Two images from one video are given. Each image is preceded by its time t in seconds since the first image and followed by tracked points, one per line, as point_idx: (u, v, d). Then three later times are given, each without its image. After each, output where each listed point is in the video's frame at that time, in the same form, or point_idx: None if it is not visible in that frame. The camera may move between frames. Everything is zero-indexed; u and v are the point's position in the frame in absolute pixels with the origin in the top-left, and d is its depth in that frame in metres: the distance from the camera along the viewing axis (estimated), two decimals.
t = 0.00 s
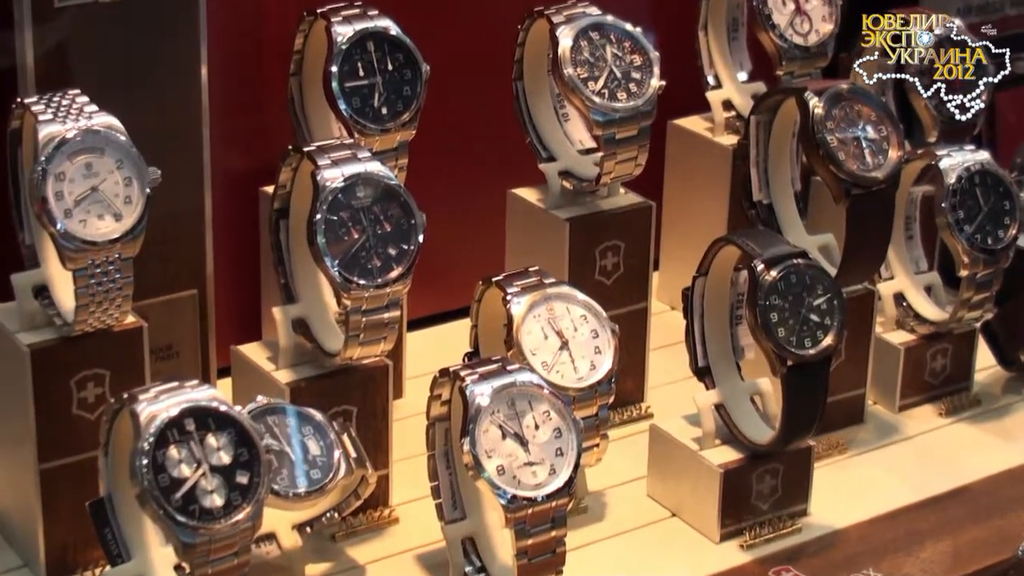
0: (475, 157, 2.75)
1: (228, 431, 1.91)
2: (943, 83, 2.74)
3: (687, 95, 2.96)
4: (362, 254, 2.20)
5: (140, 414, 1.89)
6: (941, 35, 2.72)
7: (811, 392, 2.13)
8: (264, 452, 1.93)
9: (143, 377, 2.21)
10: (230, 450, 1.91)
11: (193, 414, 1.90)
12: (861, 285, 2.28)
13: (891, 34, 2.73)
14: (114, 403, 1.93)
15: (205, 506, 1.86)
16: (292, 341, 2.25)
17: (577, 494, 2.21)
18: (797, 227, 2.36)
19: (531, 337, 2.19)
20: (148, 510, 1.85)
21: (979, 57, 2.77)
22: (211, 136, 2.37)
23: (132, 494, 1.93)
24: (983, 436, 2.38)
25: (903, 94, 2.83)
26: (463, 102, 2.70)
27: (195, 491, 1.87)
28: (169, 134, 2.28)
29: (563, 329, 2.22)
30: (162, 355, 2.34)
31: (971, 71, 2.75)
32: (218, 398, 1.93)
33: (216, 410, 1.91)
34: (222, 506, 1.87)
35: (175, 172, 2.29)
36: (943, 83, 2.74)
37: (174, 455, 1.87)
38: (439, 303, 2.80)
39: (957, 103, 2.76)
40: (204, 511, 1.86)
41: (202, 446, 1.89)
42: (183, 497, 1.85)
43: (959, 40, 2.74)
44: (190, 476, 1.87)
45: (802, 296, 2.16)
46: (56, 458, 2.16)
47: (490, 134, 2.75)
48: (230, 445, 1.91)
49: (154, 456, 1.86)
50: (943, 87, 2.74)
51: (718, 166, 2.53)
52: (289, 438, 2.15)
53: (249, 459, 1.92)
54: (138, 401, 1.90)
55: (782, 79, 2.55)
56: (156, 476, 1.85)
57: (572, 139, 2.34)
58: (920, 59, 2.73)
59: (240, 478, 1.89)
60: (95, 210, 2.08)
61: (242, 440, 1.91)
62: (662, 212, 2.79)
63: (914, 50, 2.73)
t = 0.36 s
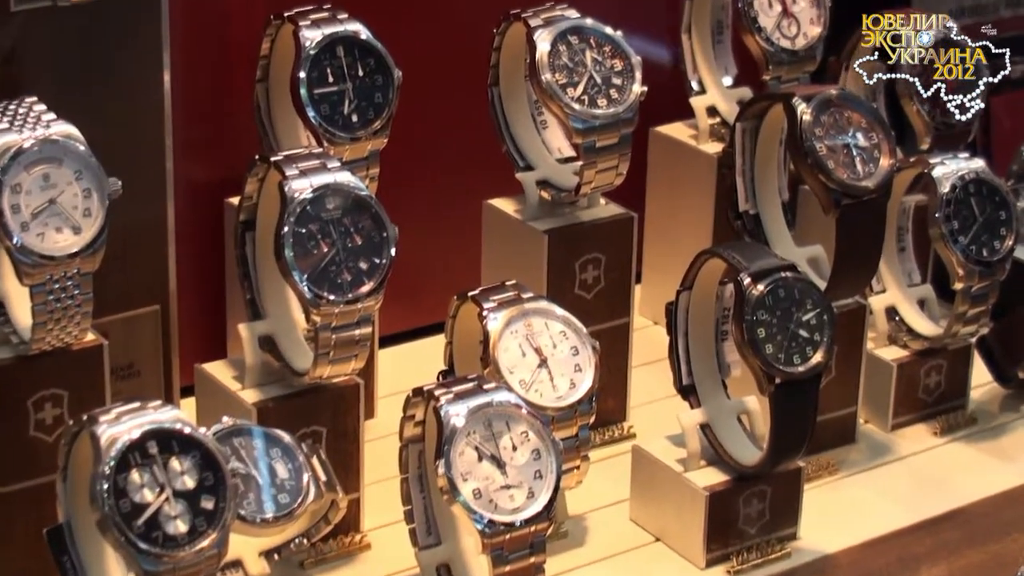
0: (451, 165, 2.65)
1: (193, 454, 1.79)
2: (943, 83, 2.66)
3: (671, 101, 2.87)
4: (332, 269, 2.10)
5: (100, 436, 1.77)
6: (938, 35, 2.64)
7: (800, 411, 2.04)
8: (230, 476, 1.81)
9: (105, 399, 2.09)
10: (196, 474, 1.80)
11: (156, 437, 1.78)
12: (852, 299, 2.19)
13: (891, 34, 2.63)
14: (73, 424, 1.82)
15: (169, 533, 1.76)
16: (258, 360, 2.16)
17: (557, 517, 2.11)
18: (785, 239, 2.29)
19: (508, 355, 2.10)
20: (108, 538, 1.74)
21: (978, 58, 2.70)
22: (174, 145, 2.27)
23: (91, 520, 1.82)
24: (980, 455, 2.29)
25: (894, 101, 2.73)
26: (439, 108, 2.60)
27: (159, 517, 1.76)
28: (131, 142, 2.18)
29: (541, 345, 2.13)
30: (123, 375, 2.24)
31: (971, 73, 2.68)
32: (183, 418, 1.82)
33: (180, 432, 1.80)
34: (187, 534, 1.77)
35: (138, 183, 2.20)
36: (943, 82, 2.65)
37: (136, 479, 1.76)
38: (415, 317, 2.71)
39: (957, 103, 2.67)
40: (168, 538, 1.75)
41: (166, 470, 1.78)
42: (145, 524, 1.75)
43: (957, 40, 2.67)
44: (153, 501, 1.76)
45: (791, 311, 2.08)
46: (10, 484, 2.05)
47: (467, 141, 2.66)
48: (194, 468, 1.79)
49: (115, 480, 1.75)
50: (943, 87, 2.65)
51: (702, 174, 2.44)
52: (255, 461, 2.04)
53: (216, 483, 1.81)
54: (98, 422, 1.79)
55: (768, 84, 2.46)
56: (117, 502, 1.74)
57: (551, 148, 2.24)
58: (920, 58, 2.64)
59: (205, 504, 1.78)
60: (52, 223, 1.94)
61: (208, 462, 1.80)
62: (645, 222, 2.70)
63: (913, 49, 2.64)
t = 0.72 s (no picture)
0: (434, 182, 2.59)
1: (169, 484, 1.72)
2: (942, 83, 2.60)
3: (658, 117, 2.82)
4: (311, 291, 2.03)
5: (73, 465, 1.70)
6: (937, 33, 2.60)
7: (793, 438, 1.98)
8: (207, 506, 1.74)
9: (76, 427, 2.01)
10: (172, 505, 1.73)
11: (130, 465, 1.71)
12: (843, 322, 2.14)
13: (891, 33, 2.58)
14: (44, 452, 1.74)
15: (143, 566, 1.69)
16: (234, 387, 2.09)
17: (543, 547, 2.04)
18: (776, 260, 2.25)
19: (493, 380, 2.04)
20: (81, 571, 1.67)
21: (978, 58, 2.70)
22: (148, 164, 2.21)
23: (60, 553, 1.73)
24: (977, 483, 2.24)
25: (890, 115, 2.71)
26: (422, 123, 2.54)
27: (133, 548, 1.69)
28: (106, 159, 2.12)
29: (526, 371, 2.07)
30: (95, 401, 2.17)
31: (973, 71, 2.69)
32: (159, 446, 1.75)
33: (155, 461, 1.72)
34: (162, 566, 1.70)
35: (112, 202, 2.13)
36: (943, 82, 2.60)
37: (110, 509, 1.68)
38: (398, 338, 2.65)
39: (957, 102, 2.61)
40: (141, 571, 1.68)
41: (141, 500, 1.71)
42: (118, 556, 1.67)
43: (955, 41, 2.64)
44: (127, 533, 1.69)
45: (783, 336, 2.02)
46: None
47: (451, 157, 2.60)
48: (171, 498, 1.72)
49: (89, 510, 1.67)
50: (943, 88, 2.60)
51: (690, 193, 2.38)
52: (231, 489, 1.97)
53: (193, 514, 1.73)
54: (71, 451, 1.72)
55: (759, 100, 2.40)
56: (90, 533, 1.67)
57: (535, 167, 2.19)
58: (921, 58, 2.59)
59: (182, 535, 1.71)
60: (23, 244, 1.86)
61: (184, 493, 1.73)
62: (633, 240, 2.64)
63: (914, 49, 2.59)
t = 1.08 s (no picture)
0: (410, 197, 2.53)
1: (136, 511, 1.64)
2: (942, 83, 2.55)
3: (641, 129, 2.76)
4: (283, 311, 1.96)
5: (38, 492, 1.63)
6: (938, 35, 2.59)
7: (782, 461, 1.92)
8: (177, 534, 1.66)
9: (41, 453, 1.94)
10: (140, 533, 1.64)
11: (97, 492, 1.63)
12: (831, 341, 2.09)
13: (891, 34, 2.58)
14: (8, 479, 1.67)
15: None
16: (204, 410, 2.02)
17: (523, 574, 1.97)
18: (764, 278, 2.22)
19: (472, 403, 1.97)
20: None
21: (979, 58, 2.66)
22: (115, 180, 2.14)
23: None
24: (972, 505, 2.18)
25: (879, 125, 2.67)
26: (399, 135, 2.48)
27: None
28: (73, 174, 2.05)
29: (506, 392, 2.00)
30: (60, 425, 2.10)
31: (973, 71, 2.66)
32: (126, 473, 1.67)
33: (122, 487, 1.64)
34: None
35: (79, 218, 2.06)
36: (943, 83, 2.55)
37: (75, 538, 1.61)
38: (376, 356, 2.58)
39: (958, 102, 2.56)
40: None
41: (107, 528, 1.63)
42: None
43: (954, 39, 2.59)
44: (94, 562, 1.60)
45: (771, 355, 1.96)
46: None
47: (429, 170, 2.53)
48: (139, 526, 1.64)
49: (54, 539, 1.59)
50: (943, 87, 2.55)
51: (673, 209, 2.33)
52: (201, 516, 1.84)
53: (162, 542, 1.65)
54: (35, 479, 1.64)
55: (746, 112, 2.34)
56: (54, 563, 1.59)
57: (514, 181, 2.13)
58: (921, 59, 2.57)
59: (150, 565, 1.62)
60: None
61: (152, 520, 1.65)
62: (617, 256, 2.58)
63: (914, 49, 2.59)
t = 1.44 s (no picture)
0: (391, 209, 2.47)
1: (108, 537, 1.54)
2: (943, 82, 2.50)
3: (626, 140, 2.71)
4: (258, 330, 1.89)
5: (6, 519, 1.53)
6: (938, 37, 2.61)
7: (774, 484, 1.86)
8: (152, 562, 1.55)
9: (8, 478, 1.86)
10: (112, 561, 1.54)
11: (67, 518, 1.53)
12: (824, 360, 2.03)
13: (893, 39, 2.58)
14: None
15: None
16: (177, 431, 1.95)
17: None
18: (755, 294, 2.18)
19: (454, 424, 1.90)
20: None
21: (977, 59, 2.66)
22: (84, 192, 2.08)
23: None
24: (971, 528, 2.13)
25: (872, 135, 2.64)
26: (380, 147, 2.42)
27: None
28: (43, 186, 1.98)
29: (489, 413, 1.93)
30: (27, 447, 2.03)
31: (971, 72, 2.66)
32: (98, 497, 1.57)
33: (93, 512, 1.54)
34: None
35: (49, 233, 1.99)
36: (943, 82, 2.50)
37: (43, 566, 1.50)
38: (357, 373, 2.51)
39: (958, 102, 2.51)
40: None
41: (78, 556, 1.52)
42: None
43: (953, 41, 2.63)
44: None
45: (762, 375, 1.89)
46: None
47: (411, 182, 2.47)
48: (110, 553, 1.53)
49: (21, 567, 1.50)
50: (943, 87, 2.49)
51: (661, 224, 2.27)
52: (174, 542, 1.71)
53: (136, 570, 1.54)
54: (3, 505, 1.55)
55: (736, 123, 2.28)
56: None
57: (498, 195, 2.08)
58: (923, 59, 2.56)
59: None
60: None
61: (125, 546, 1.54)
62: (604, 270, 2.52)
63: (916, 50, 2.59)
